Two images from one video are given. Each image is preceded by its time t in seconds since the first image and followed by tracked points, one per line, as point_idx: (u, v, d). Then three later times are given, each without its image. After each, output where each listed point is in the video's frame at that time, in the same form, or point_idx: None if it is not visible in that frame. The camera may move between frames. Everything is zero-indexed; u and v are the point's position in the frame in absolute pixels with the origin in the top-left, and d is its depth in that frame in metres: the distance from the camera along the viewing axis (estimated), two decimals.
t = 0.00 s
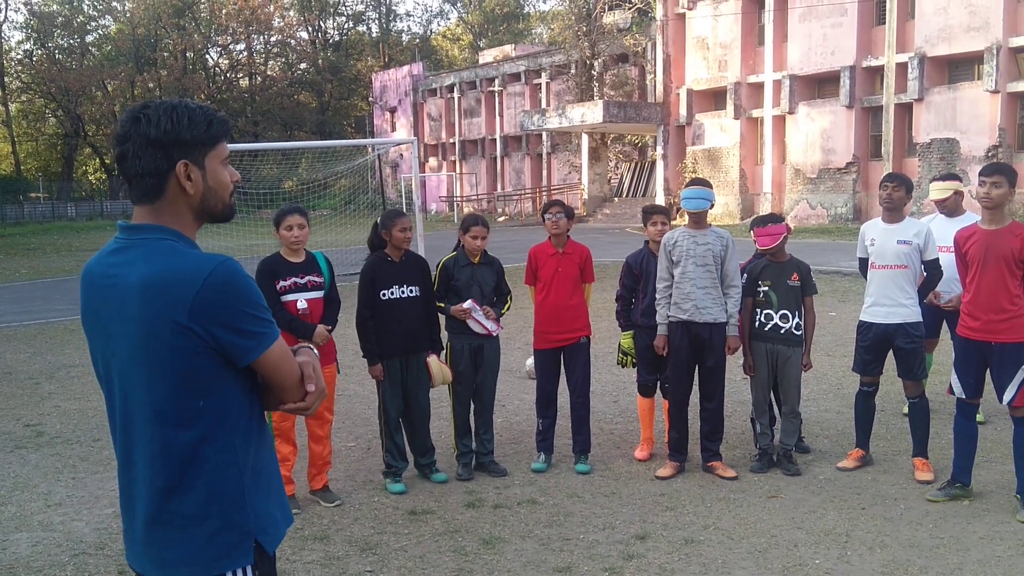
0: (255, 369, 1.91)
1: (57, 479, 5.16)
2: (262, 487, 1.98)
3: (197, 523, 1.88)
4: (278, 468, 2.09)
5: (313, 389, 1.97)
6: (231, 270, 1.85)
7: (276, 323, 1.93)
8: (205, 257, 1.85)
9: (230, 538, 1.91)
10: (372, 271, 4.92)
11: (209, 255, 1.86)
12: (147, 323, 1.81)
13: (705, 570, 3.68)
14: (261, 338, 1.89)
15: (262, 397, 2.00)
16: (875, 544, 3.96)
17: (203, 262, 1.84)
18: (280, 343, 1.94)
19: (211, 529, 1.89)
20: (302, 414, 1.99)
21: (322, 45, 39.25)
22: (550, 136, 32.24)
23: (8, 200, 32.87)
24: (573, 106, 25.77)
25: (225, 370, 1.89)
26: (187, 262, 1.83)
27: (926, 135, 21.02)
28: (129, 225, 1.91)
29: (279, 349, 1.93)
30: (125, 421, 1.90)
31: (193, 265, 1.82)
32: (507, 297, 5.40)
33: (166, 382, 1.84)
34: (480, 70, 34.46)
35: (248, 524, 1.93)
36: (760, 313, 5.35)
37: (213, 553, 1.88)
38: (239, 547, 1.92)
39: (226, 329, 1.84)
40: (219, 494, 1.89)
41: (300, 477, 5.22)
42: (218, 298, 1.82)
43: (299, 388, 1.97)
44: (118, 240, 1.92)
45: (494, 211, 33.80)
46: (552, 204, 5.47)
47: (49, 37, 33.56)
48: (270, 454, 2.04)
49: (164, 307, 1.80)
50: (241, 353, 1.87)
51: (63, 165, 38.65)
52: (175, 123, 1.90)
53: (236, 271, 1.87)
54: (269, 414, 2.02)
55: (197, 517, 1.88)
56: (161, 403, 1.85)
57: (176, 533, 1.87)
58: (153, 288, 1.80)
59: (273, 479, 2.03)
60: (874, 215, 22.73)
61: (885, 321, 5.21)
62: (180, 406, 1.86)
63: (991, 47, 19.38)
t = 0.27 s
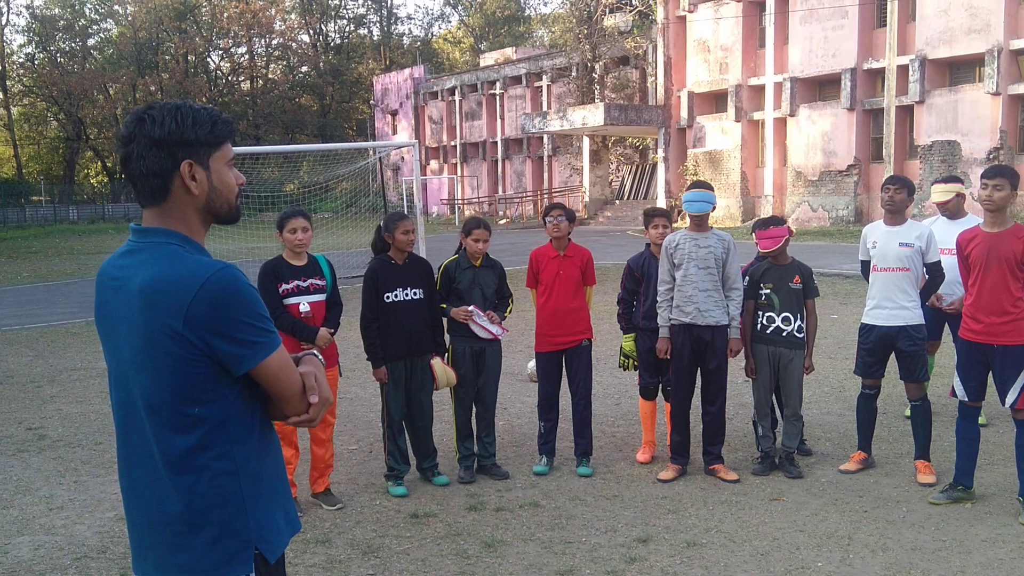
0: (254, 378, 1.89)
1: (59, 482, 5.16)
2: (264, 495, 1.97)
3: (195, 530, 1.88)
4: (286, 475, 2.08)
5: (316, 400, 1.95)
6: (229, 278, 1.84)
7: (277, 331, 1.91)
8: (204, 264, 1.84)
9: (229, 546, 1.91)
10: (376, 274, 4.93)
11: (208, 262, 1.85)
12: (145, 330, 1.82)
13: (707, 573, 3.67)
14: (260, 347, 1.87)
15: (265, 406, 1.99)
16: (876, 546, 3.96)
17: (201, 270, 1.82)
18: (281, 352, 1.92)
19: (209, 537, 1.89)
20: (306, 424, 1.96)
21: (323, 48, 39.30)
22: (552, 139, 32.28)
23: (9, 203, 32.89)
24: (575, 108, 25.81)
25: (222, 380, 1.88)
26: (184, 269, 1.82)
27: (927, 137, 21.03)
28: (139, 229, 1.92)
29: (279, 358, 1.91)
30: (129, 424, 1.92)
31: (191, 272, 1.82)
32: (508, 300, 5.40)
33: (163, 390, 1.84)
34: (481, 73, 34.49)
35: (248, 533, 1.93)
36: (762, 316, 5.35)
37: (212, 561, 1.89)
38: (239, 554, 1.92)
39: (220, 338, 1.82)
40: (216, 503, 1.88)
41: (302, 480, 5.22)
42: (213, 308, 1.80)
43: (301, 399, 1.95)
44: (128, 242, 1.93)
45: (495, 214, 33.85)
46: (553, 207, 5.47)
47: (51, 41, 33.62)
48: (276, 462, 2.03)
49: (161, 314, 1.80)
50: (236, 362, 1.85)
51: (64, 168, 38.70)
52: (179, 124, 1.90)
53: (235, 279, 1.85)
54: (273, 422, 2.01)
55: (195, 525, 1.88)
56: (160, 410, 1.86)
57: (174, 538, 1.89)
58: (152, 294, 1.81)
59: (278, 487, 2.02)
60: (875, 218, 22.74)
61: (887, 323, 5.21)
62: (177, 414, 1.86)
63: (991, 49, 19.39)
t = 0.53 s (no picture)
0: (252, 383, 1.86)
1: (60, 482, 5.16)
2: (268, 501, 1.93)
3: (195, 534, 1.87)
4: (297, 479, 2.05)
5: (318, 408, 1.90)
6: (225, 281, 1.81)
7: (276, 335, 1.87)
8: (200, 267, 1.82)
9: (231, 550, 1.89)
10: (378, 273, 4.94)
11: (205, 265, 1.83)
12: (143, 334, 1.82)
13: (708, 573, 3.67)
14: (257, 352, 1.83)
15: (268, 411, 1.95)
16: (878, 546, 3.95)
17: (196, 272, 1.80)
18: (280, 356, 1.88)
19: (209, 541, 1.87)
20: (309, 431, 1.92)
21: (324, 48, 39.29)
22: (552, 139, 32.28)
23: (10, 203, 32.91)
24: (575, 108, 25.79)
25: (220, 386, 1.85)
26: (180, 272, 1.80)
27: (928, 137, 21.02)
28: (148, 230, 1.93)
29: (276, 365, 1.86)
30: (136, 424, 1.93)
31: (186, 275, 1.80)
32: (509, 299, 5.40)
33: (161, 394, 1.83)
34: (482, 73, 34.48)
35: (251, 538, 1.91)
36: (763, 315, 5.35)
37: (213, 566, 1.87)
38: (243, 559, 1.90)
39: (213, 344, 1.79)
40: (213, 509, 1.87)
41: (303, 480, 5.22)
42: (205, 312, 1.78)
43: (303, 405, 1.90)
44: (135, 244, 1.94)
45: (496, 214, 33.85)
46: (554, 207, 5.47)
47: (52, 41, 33.62)
48: (284, 468, 2.00)
49: (156, 318, 1.79)
50: (229, 368, 1.81)
51: (65, 169, 38.70)
52: (185, 123, 1.90)
53: (230, 282, 1.82)
54: (279, 426, 1.97)
55: (195, 528, 1.87)
56: (159, 413, 1.85)
57: (176, 541, 1.89)
58: (149, 297, 1.80)
59: (285, 492, 1.99)
60: (876, 217, 22.73)
61: (888, 323, 5.21)
62: (175, 417, 1.84)
63: (993, 48, 19.37)
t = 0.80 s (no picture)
0: (250, 380, 1.84)
1: (57, 478, 5.15)
2: (270, 500, 1.92)
3: (195, 534, 1.86)
4: (303, 476, 2.03)
5: (319, 404, 1.87)
6: (219, 277, 1.79)
7: (274, 331, 1.84)
8: (194, 263, 1.80)
9: (233, 550, 1.87)
10: (376, 269, 4.93)
11: (200, 261, 1.81)
12: (140, 331, 1.80)
13: (706, 568, 3.67)
14: (253, 349, 1.80)
15: (269, 407, 1.93)
16: (875, 541, 3.96)
17: (190, 268, 1.78)
18: (279, 351, 1.85)
19: (210, 541, 1.86)
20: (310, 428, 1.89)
21: (321, 45, 39.19)
22: (550, 135, 32.27)
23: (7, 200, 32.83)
24: (573, 105, 25.75)
25: (216, 383, 1.83)
26: (174, 269, 1.78)
27: (925, 133, 21.03)
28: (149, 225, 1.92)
29: (273, 361, 1.83)
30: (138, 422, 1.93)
31: (180, 270, 1.78)
32: (507, 295, 5.39)
33: (159, 393, 1.82)
34: (480, 69, 34.42)
35: (253, 537, 1.89)
36: (761, 311, 5.35)
37: (215, 566, 1.85)
38: (246, 558, 1.89)
39: (207, 341, 1.77)
40: (213, 508, 1.85)
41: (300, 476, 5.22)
42: (198, 309, 1.76)
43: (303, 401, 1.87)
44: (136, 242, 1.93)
45: (494, 211, 33.84)
46: (552, 203, 5.46)
47: (48, 37, 33.48)
48: (288, 464, 1.98)
49: (151, 316, 1.77)
50: (224, 365, 1.79)
51: (62, 165, 38.61)
52: (180, 118, 1.89)
53: (225, 278, 1.79)
54: (281, 423, 1.95)
55: (196, 528, 1.86)
56: (158, 412, 1.84)
57: (178, 540, 1.88)
58: (144, 293, 1.79)
59: (290, 490, 1.97)
60: (874, 214, 22.76)
61: (886, 319, 5.21)
62: (173, 416, 1.83)
63: (990, 45, 19.36)
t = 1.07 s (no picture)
0: (251, 378, 1.83)
1: (52, 475, 5.14)
2: (273, 501, 1.90)
3: (197, 536, 1.85)
4: (307, 479, 2.02)
5: (322, 407, 1.86)
6: (218, 272, 1.78)
7: (274, 328, 1.83)
8: (193, 259, 1.79)
9: (235, 553, 1.86)
10: (371, 266, 4.92)
11: (199, 256, 1.81)
12: (139, 330, 1.80)
13: (701, 565, 3.68)
14: (252, 345, 1.79)
15: (270, 406, 1.92)
16: (869, 537, 3.97)
17: (188, 264, 1.78)
18: (279, 349, 1.84)
19: (212, 543, 1.85)
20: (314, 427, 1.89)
21: (316, 42, 39.05)
22: (546, 133, 32.26)
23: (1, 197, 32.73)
24: (569, 102, 25.73)
25: (217, 380, 1.82)
26: (173, 264, 1.78)
27: (920, 131, 21.07)
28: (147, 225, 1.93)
29: (273, 357, 1.82)
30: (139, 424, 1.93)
31: (178, 268, 1.78)
32: (503, 292, 5.38)
33: (159, 393, 1.82)
34: (475, 66, 34.38)
35: (255, 539, 1.87)
36: (756, 309, 5.35)
37: (216, 568, 1.85)
38: (248, 561, 1.87)
39: (208, 339, 1.76)
40: (215, 509, 1.84)
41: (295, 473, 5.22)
42: (197, 304, 1.75)
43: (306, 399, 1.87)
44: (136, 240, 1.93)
45: (489, 208, 33.84)
46: (547, 201, 5.45)
47: (42, 34, 33.33)
48: (292, 466, 1.96)
49: (149, 314, 1.77)
50: (225, 362, 1.78)
51: (56, 162, 38.48)
52: (178, 115, 1.89)
53: (224, 274, 1.79)
54: (282, 423, 1.94)
55: (198, 530, 1.85)
56: (159, 412, 1.84)
57: (179, 543, 1.87)
58: (142, 291, 1.79)
59: (291, 492, 1.95)
60: (869, 211, 22.83)
61: (881, 316, 5.22)
62: (174, 415, 1.83)
63: (985, 42, 19.40)
